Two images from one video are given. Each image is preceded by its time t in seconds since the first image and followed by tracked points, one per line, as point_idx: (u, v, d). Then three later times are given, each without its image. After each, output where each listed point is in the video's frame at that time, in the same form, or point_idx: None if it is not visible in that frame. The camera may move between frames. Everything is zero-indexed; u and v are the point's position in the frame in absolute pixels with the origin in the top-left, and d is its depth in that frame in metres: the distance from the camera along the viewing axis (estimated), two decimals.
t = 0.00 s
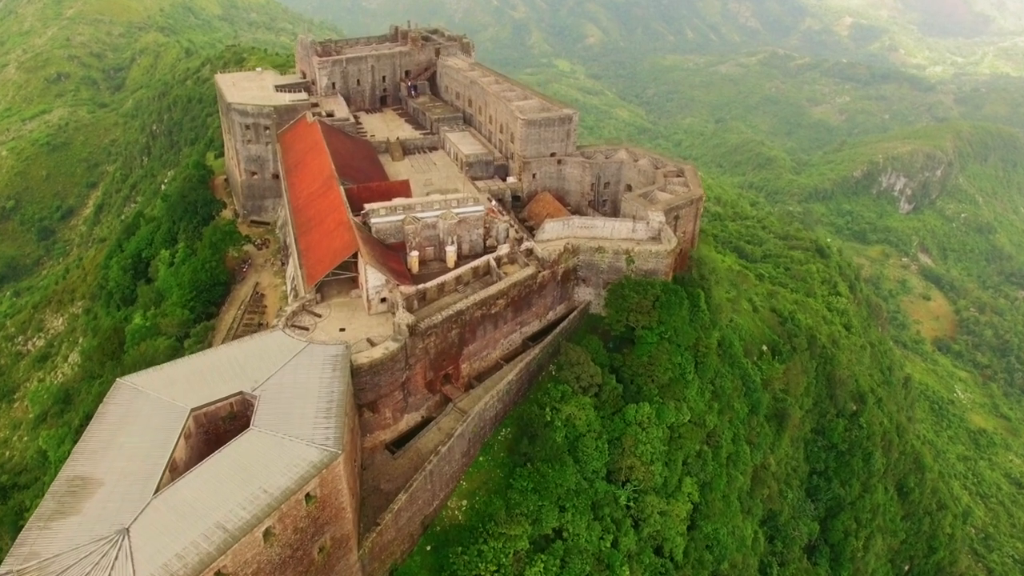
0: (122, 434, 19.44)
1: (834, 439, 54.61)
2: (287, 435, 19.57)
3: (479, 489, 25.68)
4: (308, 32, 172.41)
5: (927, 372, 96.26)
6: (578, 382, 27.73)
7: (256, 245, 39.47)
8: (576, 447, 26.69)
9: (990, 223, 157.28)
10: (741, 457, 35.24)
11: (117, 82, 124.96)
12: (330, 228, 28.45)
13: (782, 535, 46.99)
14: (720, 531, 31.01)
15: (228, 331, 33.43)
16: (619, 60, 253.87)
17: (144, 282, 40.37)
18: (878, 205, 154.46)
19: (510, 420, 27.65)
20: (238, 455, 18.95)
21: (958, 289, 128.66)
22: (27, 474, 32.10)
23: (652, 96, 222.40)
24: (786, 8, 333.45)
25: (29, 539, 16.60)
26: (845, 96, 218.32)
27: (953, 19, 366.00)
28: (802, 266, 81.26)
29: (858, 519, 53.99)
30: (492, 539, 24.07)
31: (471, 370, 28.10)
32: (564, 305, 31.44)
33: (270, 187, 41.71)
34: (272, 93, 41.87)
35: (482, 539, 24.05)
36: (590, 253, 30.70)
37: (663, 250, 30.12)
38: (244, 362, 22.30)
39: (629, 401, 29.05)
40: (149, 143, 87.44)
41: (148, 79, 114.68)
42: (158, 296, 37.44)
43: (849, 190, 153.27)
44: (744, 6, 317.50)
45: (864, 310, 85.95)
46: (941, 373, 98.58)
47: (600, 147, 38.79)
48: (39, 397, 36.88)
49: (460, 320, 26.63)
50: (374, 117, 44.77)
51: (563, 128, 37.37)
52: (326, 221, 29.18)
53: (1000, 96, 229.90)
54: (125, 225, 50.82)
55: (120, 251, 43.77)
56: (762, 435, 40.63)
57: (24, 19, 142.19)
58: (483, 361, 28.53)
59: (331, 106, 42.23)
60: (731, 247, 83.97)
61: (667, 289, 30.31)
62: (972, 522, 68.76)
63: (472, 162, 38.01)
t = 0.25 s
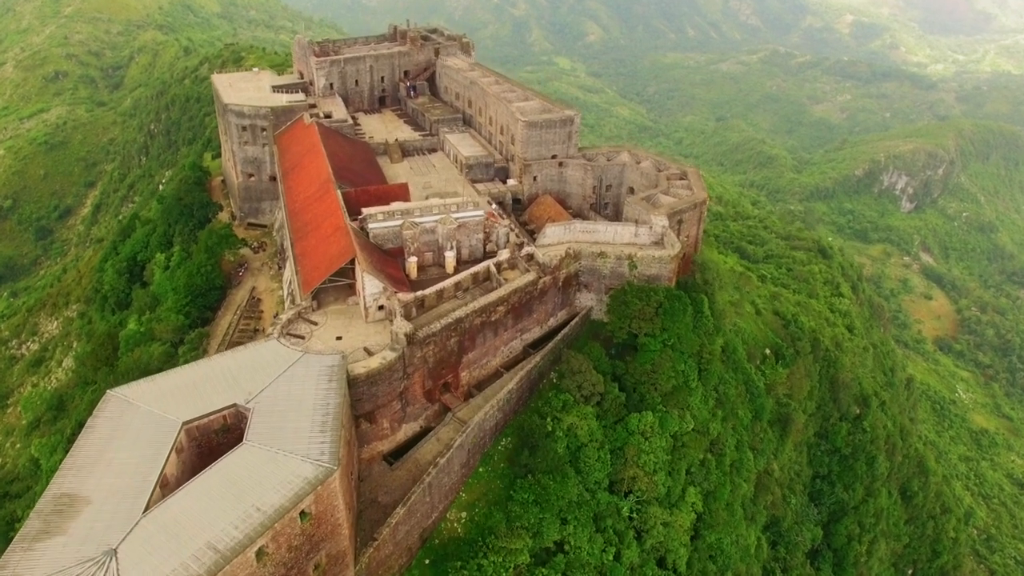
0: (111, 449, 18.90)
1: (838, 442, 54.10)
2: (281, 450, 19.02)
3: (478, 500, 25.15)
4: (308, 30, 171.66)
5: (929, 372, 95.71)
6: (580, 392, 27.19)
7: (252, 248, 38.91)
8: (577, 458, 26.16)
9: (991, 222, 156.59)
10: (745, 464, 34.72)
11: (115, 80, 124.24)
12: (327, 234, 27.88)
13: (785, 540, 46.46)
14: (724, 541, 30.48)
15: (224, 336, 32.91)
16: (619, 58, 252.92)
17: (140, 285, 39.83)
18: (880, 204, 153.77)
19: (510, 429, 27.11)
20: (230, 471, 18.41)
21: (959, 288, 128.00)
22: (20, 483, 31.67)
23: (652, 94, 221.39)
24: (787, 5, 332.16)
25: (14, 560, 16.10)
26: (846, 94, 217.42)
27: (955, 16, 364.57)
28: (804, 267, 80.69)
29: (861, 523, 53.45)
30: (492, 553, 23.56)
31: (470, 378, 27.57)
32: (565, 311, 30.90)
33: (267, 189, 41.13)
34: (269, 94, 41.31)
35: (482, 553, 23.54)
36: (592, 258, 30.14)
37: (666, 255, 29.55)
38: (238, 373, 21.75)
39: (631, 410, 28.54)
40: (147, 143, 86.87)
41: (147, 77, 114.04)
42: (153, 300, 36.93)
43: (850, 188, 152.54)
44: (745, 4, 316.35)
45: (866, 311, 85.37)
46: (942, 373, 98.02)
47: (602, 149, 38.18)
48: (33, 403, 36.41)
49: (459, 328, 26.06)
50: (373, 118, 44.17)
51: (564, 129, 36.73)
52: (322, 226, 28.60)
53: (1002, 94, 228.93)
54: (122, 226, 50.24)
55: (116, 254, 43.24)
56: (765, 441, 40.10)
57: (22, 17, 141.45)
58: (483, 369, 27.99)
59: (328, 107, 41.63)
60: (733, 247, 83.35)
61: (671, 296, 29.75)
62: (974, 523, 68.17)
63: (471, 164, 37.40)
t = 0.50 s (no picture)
0: (99, 465, 18.37)
1: (840, 446, 53.58)
2: (274, 465, 18.47)
3: (478, 513, 24.62)
4: (307, 28, 170.70)
5: (931, 372, 95.13)
6: (581, 401, 26.64)
7: (249, 252, 38.36)
8: (579, 469, 25.65)
9: (993, 221, 155.87)
10: (748, 472, 34.21)
11: (114, 79, 123.48)
12: (323, 239, 27.29)
13: (789, 546, 45.92)
14: (728, 551, 29.96)
15: (219, 342, 32.40)
16: (620, 56, 251.99)
17: (135, 290, 39.25)
18: (881, 203, 153.11)
19: (511, 439, 26.59)
20: (223, 487, 17.87)
21: (961, 287, 127.29)
22: (11, 492, 31.23)
23: (653, 92, 220.33)
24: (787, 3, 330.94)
25: None
26: (848, 92, 216.55)
27: (956, 14, 363.20)
28: (807, 268, 80.09)
29: (865, 528, 52.85)
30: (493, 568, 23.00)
31: (470, 388, 27.02)
32: (566, 317, 30.36)
33: (264, 192, 40.58)
34: (266, 95, 40.72)
35: (481, 568, 23.00)
36: (593, 264, 29.59)
37: (669, 260, 29.07)
38: (231, 385, 21.21)
39: (634, 419, 28.01)
40: (144, 143, 86.28)
41: (145, 76, 113.35)
42: (148, 305, 36.38)
43: (851, 187, 151.80)
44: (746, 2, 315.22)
45: (868, 312, 84.79)
46: (944, 373, 97.45)
47: (604, 151, 37.60)
48: (26, 410, 35.91)
49: (458, 336, 25.48)
50: (371, 120, 43.59)
51: (566, 131, 36.06)
52: (319, 231, 28.01)
53: (1003, 92, 228.09)
54: (117, 228, 49.67)
55: (111, 257, 42.70)
56: (769, 447, 39.58)
57: (20, 15, 140.69)
58: (482, 378, 27.43)
59: (326, 108, 41.02)
60: (735, 248, 82.73)
61: (674, 302, 29.20)
62: (976, 523, 67.59)
63: (471, 167, 36.77)
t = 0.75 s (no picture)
0: (87, 483, 17.78)
1: (844, 450, 53.05)
2: (267, 483, 17.90)
3: (478, 526, 24.09)
4: (306, 25, 169.75)
5: (932, 372, 94.53)
6: (584, 412, 26.08)
7: (245, 256, 37.79)
8: (581, 481, 25.11)
9: (995, 220, 155.14)
10: (752, 480, 33.70)
11: (111, 77, 122.76)
12: (319, 246, 26.70)
13: (792, 553, 45.41)
14: (732, 562, 29.45)
15: (214, 349, 31.82)
16: (620, 53, 251.11)
17: (129, 294, 38.69)
18: (882, 201, 152.39)
19: (511, 450, 26.05)
20: (214, 506, 17.30)
21: (962, 286, 126.60)
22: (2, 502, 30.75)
23: (653, 90, 219.49)
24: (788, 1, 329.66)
25: None
26: (849, 90, 215.68)
27: (957, 12, 361.92)
28: (809, 268, 79.52)
29: (868, 533, 52.29)
30: None
31: (469, 397, 26.46)
32: (568, 324, 29.81)
33: (261, 194, 39.99)
34: (262, 96, 40.10)
35: None
36: (596, 270, 29.01)
37: (673, 267, 28.47)
38: (224, 398, 20.63)
39: (637, 429, 27.46)
40: (142, 142, 85.70)
41: (143, 74, 112.70)
42: (143, 310, 35.82)
43: (853, 186, 151.07)
44: None
45: (871, 312, 84.18)
46: (946, 373, 96.82)
47: (606, 154, 37.01)
48: (18, 417, 35.39)
49: (457, 345, 24.90)
50: (370, 121, 42.98)
51: (567, 133, 35.45)
52: (315, 237, 27.49)
53: (1005, 90, 227.15)
54: (113, 230, 49.07)
55: (105, 260, 42.11)
56: (773, 453, 39.03)
57: (17, 13, 139.95)
58: (482, 387, 26.87)
59: (323, 110, 40.41)
60: (736, 248, 82.12)
61: (678, 309, 28.62)
62: (978, 525, 66.96)
63: (471, 170, 36.18)
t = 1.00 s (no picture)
0: (73, 503, 17.21)
1: (847, 454, 52.47)
2: (259, 502, 17.35)
3: (478, 540, 23.57)
4: (305, 23, 168.81)
5: (933, 371, 93.88)
6: (586, 422, 25.52)
7: (241, 260, 37.22)
8: (582, 494, 24.54)
9: (997, 219, 154.39)
10: (756, 488, 33.14)
11: (109, 75, 122.00)
12: (315, 253, 26.12)
13: (795, 558, 44.90)
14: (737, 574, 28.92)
15: (209, 356, 31.26)
16: (621, 51, 250.15)
17: (124, 298, 38.14)
18: (883, 200, 151.65)
19: (511, 462, 25.51)
20: (204, 527, 16.73)
21: (964, 285, 125.90)
22: None
23: (653, 88, 218.60)
24: None
25: None
26: (850, 88, 214.87)
27: (958, 10, 360.88)
28: (812, 269, 78.89)
29: (872, 538, 51.70)
30: None
31: (469, 407, 25.91)
32: (570, 331, 29.26)
33: (258, 197, 39.40)
34: (259, 97, 39.51)
35: None
36: (598, 276, 28.46)
37: (677, 273, 27.90)
38: (216, 412, 20.06)
39: (640, 440, 26.91)
40: (139, 142, 85.09)
41: (141, 73, 111.97)
42: (137, 316, 35.28)
43: (854, 184, 150.39)
44: None
45: (874, 313, 83.60)
46: (947, 373, 96.18)
47: (607, 156, 36.42)
48: (11, 424, 34.90)
49: (456, 355, 24.34)
50: (368, 122, 42.35)
51: (568, 136, 34.80)
52: (311, 243, 26.88)
53: (1006, 88, 226.27)
54: (109, 232, 48.48)
55: (100, 263, 41.56)
56: (777, 460, 38.45)
57: (15, 11, 139.19)
58: (481, 397, 26.32)
59: (321, 111, 39.77)
60: (738, 248, 81.51)
61: (682, 317, 28.04)
62: (980, 525, 66.29)
63: (470, 173, 35.57)
